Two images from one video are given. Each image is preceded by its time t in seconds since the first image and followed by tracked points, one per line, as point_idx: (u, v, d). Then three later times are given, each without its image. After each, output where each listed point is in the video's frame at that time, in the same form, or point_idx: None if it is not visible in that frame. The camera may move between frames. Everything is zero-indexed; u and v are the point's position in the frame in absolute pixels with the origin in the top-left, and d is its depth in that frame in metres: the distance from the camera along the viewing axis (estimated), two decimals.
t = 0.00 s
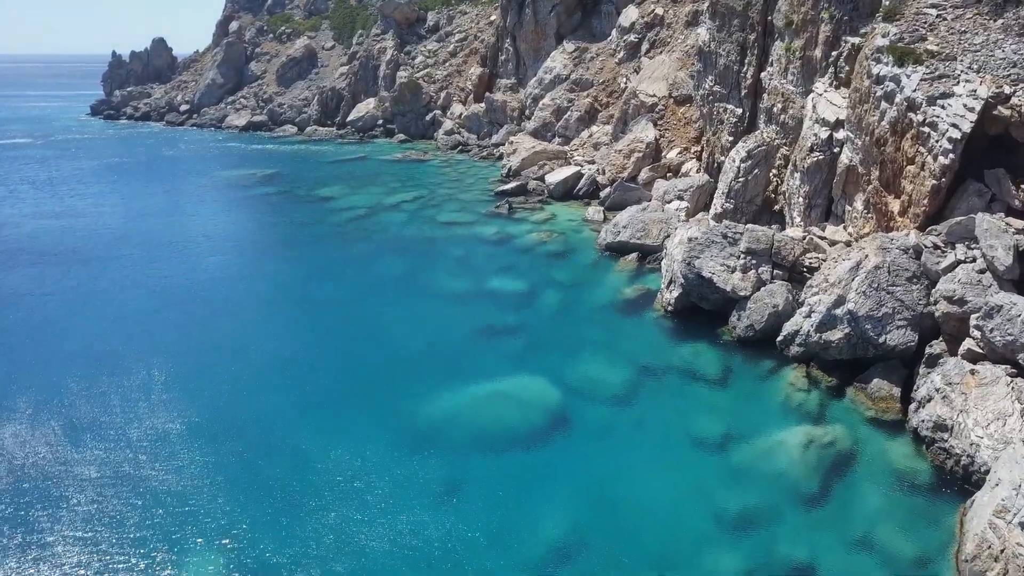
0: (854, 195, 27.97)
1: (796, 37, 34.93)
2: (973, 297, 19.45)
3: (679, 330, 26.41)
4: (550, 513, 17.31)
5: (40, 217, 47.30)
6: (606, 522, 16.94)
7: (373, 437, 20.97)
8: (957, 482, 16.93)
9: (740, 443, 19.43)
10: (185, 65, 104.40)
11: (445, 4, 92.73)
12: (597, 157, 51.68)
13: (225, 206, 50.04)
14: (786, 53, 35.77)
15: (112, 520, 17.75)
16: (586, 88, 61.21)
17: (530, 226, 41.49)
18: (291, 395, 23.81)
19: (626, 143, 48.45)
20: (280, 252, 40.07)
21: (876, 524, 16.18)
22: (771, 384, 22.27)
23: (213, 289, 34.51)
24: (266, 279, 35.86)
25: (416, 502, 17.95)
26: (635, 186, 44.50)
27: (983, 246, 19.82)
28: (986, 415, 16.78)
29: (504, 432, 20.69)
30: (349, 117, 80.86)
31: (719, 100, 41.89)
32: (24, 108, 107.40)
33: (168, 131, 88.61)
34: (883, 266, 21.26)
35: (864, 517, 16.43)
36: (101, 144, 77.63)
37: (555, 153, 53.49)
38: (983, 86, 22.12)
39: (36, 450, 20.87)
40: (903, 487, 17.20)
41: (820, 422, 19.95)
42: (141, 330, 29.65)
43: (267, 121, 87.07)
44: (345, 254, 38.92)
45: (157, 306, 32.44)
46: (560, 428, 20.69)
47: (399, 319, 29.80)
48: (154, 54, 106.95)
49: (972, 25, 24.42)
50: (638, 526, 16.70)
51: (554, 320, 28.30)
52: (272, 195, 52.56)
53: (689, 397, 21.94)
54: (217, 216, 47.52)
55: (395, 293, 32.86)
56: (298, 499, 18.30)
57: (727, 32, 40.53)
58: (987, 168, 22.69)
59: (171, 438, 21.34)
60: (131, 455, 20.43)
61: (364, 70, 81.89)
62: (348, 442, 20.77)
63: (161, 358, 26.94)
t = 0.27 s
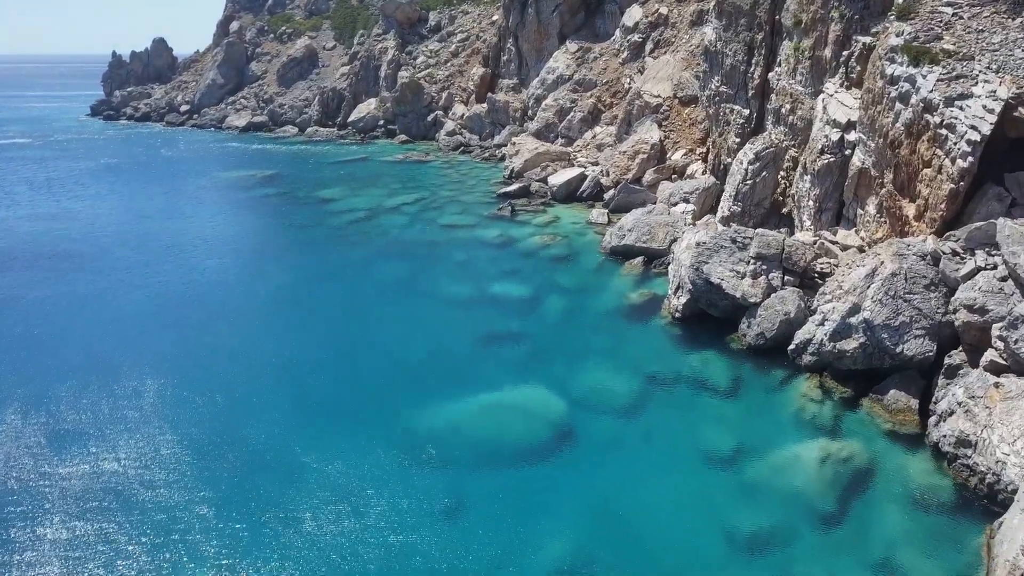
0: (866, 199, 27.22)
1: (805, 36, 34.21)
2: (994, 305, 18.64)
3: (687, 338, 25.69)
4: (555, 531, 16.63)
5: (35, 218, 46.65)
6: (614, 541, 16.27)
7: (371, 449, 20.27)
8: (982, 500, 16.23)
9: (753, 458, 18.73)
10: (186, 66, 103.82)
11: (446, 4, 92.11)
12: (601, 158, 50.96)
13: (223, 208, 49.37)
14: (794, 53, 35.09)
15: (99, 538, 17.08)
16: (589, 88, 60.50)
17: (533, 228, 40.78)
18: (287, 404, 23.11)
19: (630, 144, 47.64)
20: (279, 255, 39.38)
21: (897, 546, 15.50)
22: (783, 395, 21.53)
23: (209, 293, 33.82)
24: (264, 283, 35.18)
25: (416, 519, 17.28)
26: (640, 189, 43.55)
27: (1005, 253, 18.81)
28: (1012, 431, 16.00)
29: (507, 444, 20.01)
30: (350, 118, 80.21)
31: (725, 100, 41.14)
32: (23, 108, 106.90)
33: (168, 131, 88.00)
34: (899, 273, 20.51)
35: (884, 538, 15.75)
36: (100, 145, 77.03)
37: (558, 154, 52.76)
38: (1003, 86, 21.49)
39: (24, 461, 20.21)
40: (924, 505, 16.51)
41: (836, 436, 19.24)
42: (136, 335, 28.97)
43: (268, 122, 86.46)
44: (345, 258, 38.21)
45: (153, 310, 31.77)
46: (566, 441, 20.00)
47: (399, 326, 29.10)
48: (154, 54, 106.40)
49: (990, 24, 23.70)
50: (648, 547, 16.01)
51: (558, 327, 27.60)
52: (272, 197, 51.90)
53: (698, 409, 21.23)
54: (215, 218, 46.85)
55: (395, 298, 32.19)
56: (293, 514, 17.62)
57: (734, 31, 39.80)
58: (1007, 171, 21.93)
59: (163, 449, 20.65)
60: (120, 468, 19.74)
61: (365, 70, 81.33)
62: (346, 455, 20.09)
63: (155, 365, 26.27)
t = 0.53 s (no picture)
0: (880, 203, 26.45)
1: (815, 36, 33.45)
2: (1018, 315, 17.77)
3: (696, 346, 24.92)
4: (561, 553, 15.93)
5: (31, 221, 45.98)
6: (623, 564, 15.56)
7: (369, 464, 19.55)
8: (1008, 522, 15.52)
9: (766, 475, 18.00)
10: (186, 66, 103.17)
11: (448, 4, 91.41)
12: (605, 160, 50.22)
13: (222, 210, 48.66)
14: (803, 52, 34.33)
15: (85, 561, 16.31)
16: (592, 89, 59.76)
17: (536, 231, 40.03)
18: (284, 416, 22.39)
19: (635, 145, 46.90)
20: (278, 258, 38.64)
21: (920, 571, 14.79)
22: (796, 407, 20.78)
23: (206, 298, 33.07)
24: (262, 287, 34.44)
25: (417, 539, 16.58)
26: (644, 192, 42.81)
27: None
28: None
29: (510, 460, 19.30)
30: (351, 118, 79.53)
31: (732, 101, 40.36)
32: (22, 109, 106.32)
33: (167, 132, 87.37)
34: (918, 281, 19.71)
35: (906, 563, 15.04)
36: (99, 146, 76.41)
37: (561, 155, 52.02)
38: None
39: (9, 475, 19.50)
40: (947, 527, 15.80)
41: (852, 451, 18.49)
42: (129, 343, 28.21)
43: (268, 123, 85.83)
44: (344, 262, 37.49)
45: (147, 315, 31.03)
46: (571, 456, 19.30)
47: (399, 333, 28.36)
48: (155, 55, 105.80)
49: (1009, 22, 22.99)
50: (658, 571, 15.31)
51: (563, 334, 26.87)
52: (271, 199, 51.18)
53: (708, 421, 20.50)
54: (213, 220, 46.16)
55: (396, 303, 31.48)
56: (288, 533, 16.90)
57: (741, 31, 39.04)
58: None
59: (153, 464, 19.87)
60: (109, 484, 18.98)
61: (366, 71, 80.67)
62: (344, 470, 19.33)
63: (148, 374, 25.52)
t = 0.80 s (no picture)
0: (893, 208, 25.66)
1: (824, 35, 32.66)
2: None
3: (705, 356, 24.09)
4: None
5: (25, 223, 45.23)
6: None
7: (366, 481, 18.76)
8: None
9: (781, 496, 17.21)
10: (185, 66, 102.37)
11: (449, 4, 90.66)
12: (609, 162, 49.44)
13: (219, 213, 47.82)
14: (812, 52, 33.54)
15: None
16: (595, 89, 58.98)
17: (538, 235, 39.24)
18: (278, 428, 21.60)
19: (639, 147, 46.04)
20: (274, 263, 37.81)
21: None
22: (810, 421, 19.97)
23: (200, 303, 32.27)
24: (257, 292, 33.63)
25: (416, 564, 15.79)
26: (649, 194, 42.05)
27: None
28: None
29: (514, 478, 18.50)
30: (351, 119, 78.79)
31: (738, 102, 39.55)
32: (21, 109, 105.62)
33: (166, 133, 86.65)
34: (938, 290, 18.93)
35: None
36: (96, 147, 75.66)
37: (564, 157, 51.23)
38: None
39: None
40: (973, 553, 15.02)
41: (871, 470, 17.70)
42: (120, 352, 27.41)
43: (268, 123, 85.11)
44: (343, 266, 36.71)
45: (139, 323, 30.16)
46: (577, 474, 18.52)
47: (397, 341, 27.52)
48: (154, 55, 105.06)
49: None
50: None
51: (566, 343, 26.06)
52: (269, 201, 50.36)
53: (719, 437, 19.70)
54: (210, 223, 45.40)
55: (395, 309, 30.71)
56: (280, 557, 16.10)
57: (748, 30, 38.23)
58: None
59: (139, 483, 19.05)
60: (94, 504, 18.13)
61: (366, 71, 79.93)
62: (338, 488, 18.49)
63: (139, 384, 24.73)
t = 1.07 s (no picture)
0: (909, 213, 24.81)
1: (834, 34, 31.83)
2: None
3: (714, 367, 23.23)
4: None
5: (17, 226, 44.40)
6: None
7: (362, 500, 17.88)
8: None
9: (799, 520, 16.33)
10: (184, 66, 101.54)
11: (450, 4, 89.85)
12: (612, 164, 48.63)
13: (215, 215, 47.00)
14: (822, 52, 32.71)
15: None
16: (597, 90, 58.16)
17: (541, 239, 38.39)
18: (270, 441, 20.72)
19: (643, 149, 45.21)
20: (271, 268, 36.96)
21: None
22: (826, 437, 19.11)
23: (194, 309, 31.39)
24: (253, 298, 32.79)
25: None
26: (654, 197, 41.25)
27: None
28: None
29: (517, 498, 17.64)
30: (351, 119, 78.00)
31: (745, 103, 38.71)
32: (19, 109, 104.89)
33: (164, 133, 85.88)
34: (961, 301, 18.08)
35: None
36: (93, 149, 74.85)
37: (566, 158, 50.42)
38: None
39: None
40: None
41: (892, 491, 16.85)
42: (110, 360, 26.54)
43: (267, 124, 84.35)
44: (341, 271, 35.86)
45: (131, 330, 29.31)
46: (583, 494, 17.65)
47: (396, 349, 26.68)
48: (152, 55, 104.22)
49: None
50: None
51: (570, 352, 25.22)
52: (266, 204, 49.50)
53: (731, 454, 18.84)
54: (206, 226, 44.57)
55: (394, 316, 29.88)
56: None
57: (755, 30, 37.39)
58: None
59: (124, 502, 18.16)
60: (75, 525, 17.26)
61: (366, 71, 79.13)
62: (333, 507, 17.61)
63: (128, 394, 23.85)
